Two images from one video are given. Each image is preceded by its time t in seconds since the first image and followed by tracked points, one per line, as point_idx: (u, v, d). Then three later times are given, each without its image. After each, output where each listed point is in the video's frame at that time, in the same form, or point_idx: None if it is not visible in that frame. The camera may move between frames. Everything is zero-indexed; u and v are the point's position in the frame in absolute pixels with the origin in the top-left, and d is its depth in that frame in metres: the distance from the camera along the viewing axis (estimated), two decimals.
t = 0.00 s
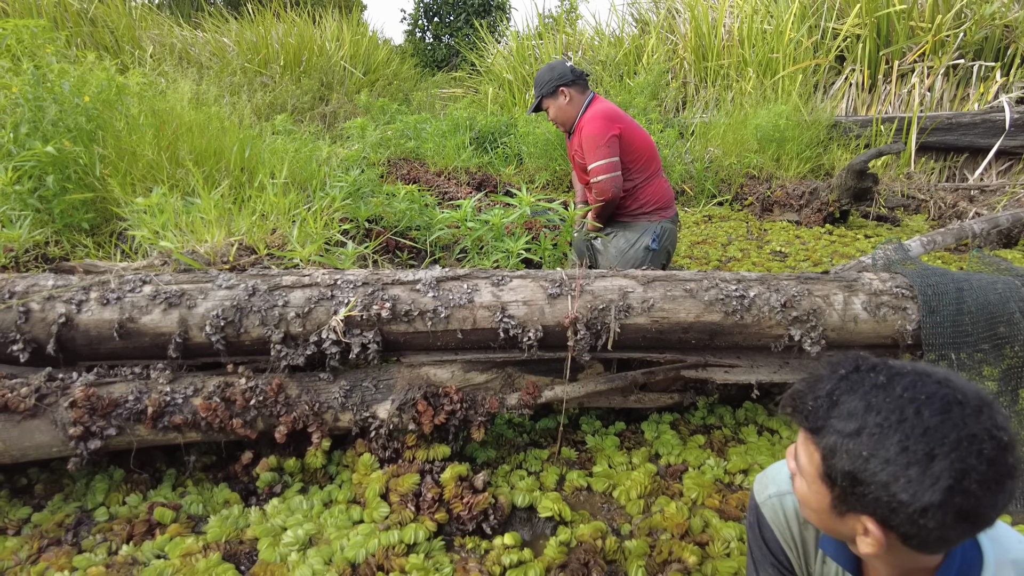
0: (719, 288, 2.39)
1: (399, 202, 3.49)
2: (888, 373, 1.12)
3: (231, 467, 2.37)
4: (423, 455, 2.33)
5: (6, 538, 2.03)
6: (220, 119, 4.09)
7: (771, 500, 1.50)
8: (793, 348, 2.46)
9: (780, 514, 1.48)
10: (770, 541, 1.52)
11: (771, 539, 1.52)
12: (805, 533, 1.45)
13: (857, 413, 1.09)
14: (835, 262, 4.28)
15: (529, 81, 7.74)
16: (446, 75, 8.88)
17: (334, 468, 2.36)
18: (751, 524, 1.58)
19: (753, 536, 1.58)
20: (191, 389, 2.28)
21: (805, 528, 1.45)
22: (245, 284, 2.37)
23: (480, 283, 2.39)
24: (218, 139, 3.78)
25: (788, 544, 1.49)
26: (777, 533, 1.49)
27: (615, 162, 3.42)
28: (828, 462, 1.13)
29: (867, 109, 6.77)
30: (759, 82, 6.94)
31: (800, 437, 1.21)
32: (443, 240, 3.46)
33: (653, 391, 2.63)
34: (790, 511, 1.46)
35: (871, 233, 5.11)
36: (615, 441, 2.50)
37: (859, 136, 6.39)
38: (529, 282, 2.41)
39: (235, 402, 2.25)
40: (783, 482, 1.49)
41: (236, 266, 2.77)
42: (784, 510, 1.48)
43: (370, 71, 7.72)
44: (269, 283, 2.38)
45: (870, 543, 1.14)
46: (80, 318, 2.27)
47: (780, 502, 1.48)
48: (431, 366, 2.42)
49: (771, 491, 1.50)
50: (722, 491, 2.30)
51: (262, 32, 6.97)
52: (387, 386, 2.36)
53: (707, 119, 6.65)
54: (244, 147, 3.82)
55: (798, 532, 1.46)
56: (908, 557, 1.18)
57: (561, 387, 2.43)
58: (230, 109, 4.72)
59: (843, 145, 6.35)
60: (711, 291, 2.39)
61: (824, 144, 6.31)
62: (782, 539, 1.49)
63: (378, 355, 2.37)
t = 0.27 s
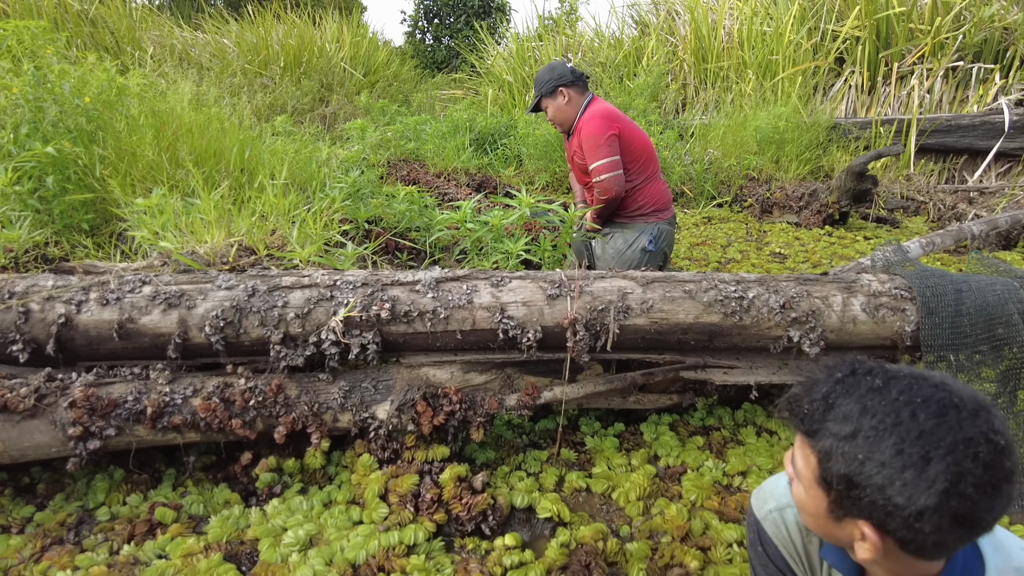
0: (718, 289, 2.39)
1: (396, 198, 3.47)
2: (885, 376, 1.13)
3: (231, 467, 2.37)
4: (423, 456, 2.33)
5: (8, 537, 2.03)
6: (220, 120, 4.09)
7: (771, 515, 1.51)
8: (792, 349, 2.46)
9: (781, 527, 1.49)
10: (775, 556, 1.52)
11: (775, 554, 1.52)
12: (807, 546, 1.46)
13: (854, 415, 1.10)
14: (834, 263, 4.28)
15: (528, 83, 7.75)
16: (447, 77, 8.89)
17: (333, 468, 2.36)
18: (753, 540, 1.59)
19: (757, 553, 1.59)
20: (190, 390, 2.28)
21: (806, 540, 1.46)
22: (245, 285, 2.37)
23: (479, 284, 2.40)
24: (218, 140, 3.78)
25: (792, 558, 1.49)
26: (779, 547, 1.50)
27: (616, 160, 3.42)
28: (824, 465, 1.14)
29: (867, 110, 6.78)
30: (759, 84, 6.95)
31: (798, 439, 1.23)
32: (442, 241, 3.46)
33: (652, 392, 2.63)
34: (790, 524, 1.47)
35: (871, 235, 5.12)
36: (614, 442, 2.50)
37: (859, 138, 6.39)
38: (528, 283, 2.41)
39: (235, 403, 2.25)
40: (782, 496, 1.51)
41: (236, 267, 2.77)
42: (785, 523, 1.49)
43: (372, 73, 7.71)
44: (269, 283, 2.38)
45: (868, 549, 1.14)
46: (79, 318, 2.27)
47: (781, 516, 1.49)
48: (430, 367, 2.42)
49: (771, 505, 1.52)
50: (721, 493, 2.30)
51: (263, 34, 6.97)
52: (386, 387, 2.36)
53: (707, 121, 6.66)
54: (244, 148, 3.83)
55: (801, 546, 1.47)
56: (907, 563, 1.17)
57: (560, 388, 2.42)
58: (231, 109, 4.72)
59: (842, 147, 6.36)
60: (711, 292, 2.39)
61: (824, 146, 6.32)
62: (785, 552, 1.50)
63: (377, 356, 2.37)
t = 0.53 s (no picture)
0: (716, 291, 2.40)
1: (400, 198, 3.49)
2: (880, 342, 1.13)
3: (228, 470, 2.36)
4: (421, 458, 2.32)
5: (8, 539, 2.02)
6: (215, 121, 4.06)
7: (766, 494, 1.51)
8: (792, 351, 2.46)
9: (776, 508, 1.49)
10: (769, 536, 1.52)
11: (770, 534, 1.52)
12: (802, 527, 1.46)
13: (847, 377, 1.10)
14: (832, 266, 4.28)
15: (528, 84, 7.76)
16: (445, 77, 8.91)
17: (331, 471, 2.35)
18: (749, 519, 1.59)
19: (752, 531, 1.59)
20: (187, 391, 2.27)
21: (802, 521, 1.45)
22: (243, 286, 2.36)
23: (477, 285, 2.40)
24: (215, 141, 3.77)
25: (786, 538, 1.49)
26: (774, 527, 1.50)
27: (616, 162, 3.40)
28: (816, 428, 1.13)
29: (865, 112, 6.78)
30: (758, 85, 6.97)
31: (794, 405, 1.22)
32: (440, 243, 3.46)
33: (650, 394, 2.62)
34: (786, 505, 1.47)
35: (870, 237, 5.11)
36: (612, 445, 2.49)
37: (858, 139, 6.39)
38: (526, 284, 2.41)
39: (232, 404, 2.25)
40: (778, 475, 1.50)
41: (232, 268, 2.76)
42: (780, 504, 1.48)
43: (370, 74, 7.73)
44: (267, 285, 2.37)
45: (855, 514, 1.13)
46: (77, 320, 2.26)
47: (775, 496, 1.49)
48: (428, 369, 2.41)
49: (766, 485, 1.51)
50: (720, 496, 2.30)
51: (262, 34, 6.96)
52: (384, 389, 2.35)
53: (706, 122, 6.66)
54: (241, 149, 3.82)
55: (796, 526, 1.47)
56: (895, 535, 1.16)
57: (558, 390, 2.41)
58: (228, 110, 4.71)
59: (842, 149, 6.36)
60: (709, 294, 2.40)
61: (823, 147, 6.33)
62: (780, 532, 1.50)
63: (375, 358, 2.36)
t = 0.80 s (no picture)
0: (771, 300, 1.87)
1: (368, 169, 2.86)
2: (998, 301, 0.95)
3: (140, 531, 1.84)
4: (387, 516, 1.79)
5: None
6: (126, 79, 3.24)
7: (836, 499, 1.34)
8: (866, 379, 1.92)
9: (846, 518, 1.31)
10: (828, 547, 1.34)
11: (830, 547, 1.34)
12: (872, 545, 1.29)
13: (956, 331, 0.92)
14: (922, 267, 3.70)
15: (528, 31, 7.08)
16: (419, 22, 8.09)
17: (271, 533, 1.83)
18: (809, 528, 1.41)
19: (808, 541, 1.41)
20: (86, 429, 1.76)
21: (874, 538, 1.28)
22: (157, 293, 1.82)
23: (463, 292, 1.85)
24: (125, 103, 2.91)
25: (850, 557, 1.30)
26: (839, 541, 1.31)
27: (641, 134, 2.83)
28: (906, 393, 0.94)
29: (965, 69, 6.23)
30: (826, 33, 6.33)
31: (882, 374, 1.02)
32: (417, 235, 2.82)
33: (686, 434, 2.07)
34: (861, 516, 1.29)
35: (971, 230, 4.49)
36: (637, 500, 1.94)
37: (955, 103, 5.75)
38: (525, 292, 1.87)
39: (143, 447, 1.73)
40: (857, 480, 1.33)
41: (146, 270, 2.11)
42: (853, 515, 1.30)
43: (324, 16, 7.02)
44: (189, 291, 1.83)
45: (942, 511, 0.92)
46: None
47: (846, 502, 1.31)
48: (398, 402, 1.86)
49: (840, 488, 1.34)
50: (777, 569, 1.76)
51: None
52: (340, 427, 1.82)
53: (760, 81, 5.89)
54: (159, 114, 2.95)
55: (864, 542, 1.29)
56: (988, 545, 0.96)
57: (567, 429, 1.88)
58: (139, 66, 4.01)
59: (934, 115, 5.68)
60: (761, 304, 1.86)
61: (910, 113, 5.62)
62: (843, 548, 1.31)
63: (329, 387, 1.82)
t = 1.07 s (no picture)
0: (863, 315, 1.35)
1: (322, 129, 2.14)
2: None
3: None
4: None
5: None
6: None
7: (981, 523, 0.98)
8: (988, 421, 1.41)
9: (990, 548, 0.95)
10: None
11: None
12: None
13: None
14: None
15: None
16: None
17: None
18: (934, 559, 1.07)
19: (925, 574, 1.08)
20: None
21: None
22: (12, 304, 1.29)
23: (437, 303, 1.34)
24: None
25: None
26: None
27: (682, 86, 2.00)
28: None
29: None
30: None
31: None
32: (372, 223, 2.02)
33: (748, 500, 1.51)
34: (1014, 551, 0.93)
35: None
36: None
37: None
38: (520, 302, 1.35)
39: None
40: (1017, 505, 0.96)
41: None
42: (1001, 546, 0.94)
43: None
44: (59, 300, 1.31)
45: None
46: None
47: (994, 529, 0.95)
48: (349, 455, 1.37)
49: (990, 510, 0.98)
50: None
51: None
52: (267, 489, 1.33)
53: None
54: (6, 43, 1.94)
55: None
56: None
57: (580, 492, 1.39)
58: None
59: None
60: (847, 320, 1.34)
61: None
62: None
63: (252, 434, 1.32)
